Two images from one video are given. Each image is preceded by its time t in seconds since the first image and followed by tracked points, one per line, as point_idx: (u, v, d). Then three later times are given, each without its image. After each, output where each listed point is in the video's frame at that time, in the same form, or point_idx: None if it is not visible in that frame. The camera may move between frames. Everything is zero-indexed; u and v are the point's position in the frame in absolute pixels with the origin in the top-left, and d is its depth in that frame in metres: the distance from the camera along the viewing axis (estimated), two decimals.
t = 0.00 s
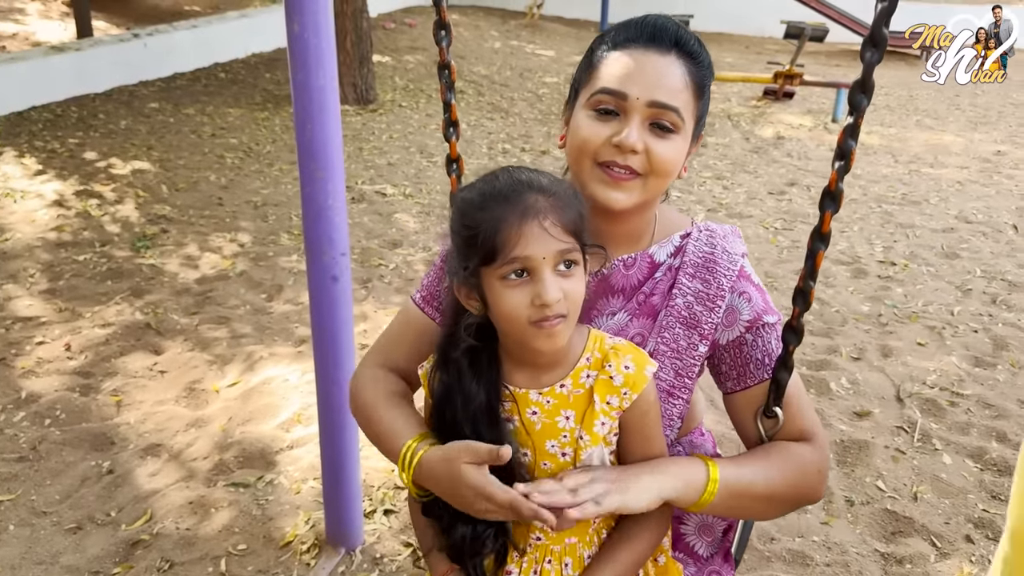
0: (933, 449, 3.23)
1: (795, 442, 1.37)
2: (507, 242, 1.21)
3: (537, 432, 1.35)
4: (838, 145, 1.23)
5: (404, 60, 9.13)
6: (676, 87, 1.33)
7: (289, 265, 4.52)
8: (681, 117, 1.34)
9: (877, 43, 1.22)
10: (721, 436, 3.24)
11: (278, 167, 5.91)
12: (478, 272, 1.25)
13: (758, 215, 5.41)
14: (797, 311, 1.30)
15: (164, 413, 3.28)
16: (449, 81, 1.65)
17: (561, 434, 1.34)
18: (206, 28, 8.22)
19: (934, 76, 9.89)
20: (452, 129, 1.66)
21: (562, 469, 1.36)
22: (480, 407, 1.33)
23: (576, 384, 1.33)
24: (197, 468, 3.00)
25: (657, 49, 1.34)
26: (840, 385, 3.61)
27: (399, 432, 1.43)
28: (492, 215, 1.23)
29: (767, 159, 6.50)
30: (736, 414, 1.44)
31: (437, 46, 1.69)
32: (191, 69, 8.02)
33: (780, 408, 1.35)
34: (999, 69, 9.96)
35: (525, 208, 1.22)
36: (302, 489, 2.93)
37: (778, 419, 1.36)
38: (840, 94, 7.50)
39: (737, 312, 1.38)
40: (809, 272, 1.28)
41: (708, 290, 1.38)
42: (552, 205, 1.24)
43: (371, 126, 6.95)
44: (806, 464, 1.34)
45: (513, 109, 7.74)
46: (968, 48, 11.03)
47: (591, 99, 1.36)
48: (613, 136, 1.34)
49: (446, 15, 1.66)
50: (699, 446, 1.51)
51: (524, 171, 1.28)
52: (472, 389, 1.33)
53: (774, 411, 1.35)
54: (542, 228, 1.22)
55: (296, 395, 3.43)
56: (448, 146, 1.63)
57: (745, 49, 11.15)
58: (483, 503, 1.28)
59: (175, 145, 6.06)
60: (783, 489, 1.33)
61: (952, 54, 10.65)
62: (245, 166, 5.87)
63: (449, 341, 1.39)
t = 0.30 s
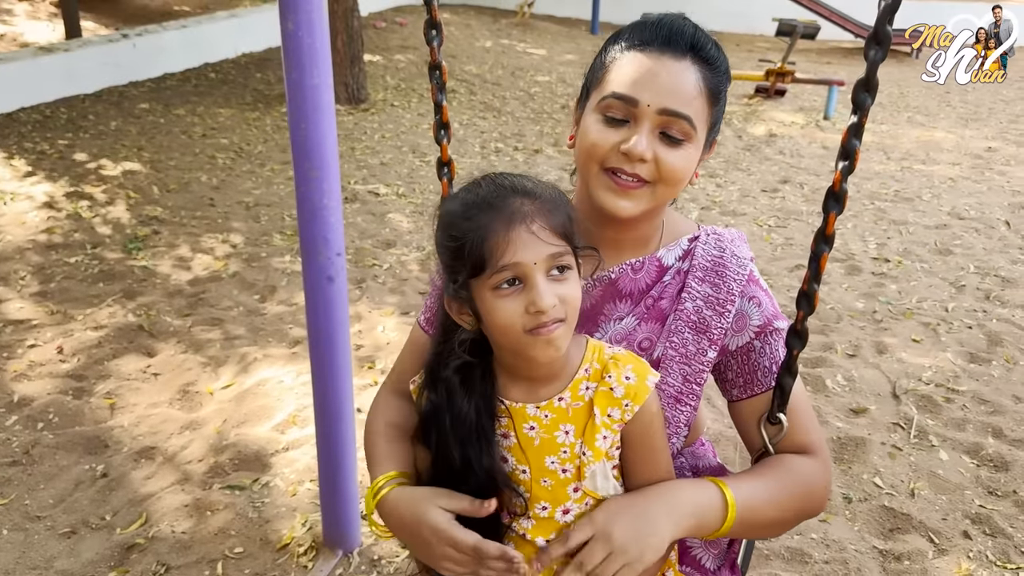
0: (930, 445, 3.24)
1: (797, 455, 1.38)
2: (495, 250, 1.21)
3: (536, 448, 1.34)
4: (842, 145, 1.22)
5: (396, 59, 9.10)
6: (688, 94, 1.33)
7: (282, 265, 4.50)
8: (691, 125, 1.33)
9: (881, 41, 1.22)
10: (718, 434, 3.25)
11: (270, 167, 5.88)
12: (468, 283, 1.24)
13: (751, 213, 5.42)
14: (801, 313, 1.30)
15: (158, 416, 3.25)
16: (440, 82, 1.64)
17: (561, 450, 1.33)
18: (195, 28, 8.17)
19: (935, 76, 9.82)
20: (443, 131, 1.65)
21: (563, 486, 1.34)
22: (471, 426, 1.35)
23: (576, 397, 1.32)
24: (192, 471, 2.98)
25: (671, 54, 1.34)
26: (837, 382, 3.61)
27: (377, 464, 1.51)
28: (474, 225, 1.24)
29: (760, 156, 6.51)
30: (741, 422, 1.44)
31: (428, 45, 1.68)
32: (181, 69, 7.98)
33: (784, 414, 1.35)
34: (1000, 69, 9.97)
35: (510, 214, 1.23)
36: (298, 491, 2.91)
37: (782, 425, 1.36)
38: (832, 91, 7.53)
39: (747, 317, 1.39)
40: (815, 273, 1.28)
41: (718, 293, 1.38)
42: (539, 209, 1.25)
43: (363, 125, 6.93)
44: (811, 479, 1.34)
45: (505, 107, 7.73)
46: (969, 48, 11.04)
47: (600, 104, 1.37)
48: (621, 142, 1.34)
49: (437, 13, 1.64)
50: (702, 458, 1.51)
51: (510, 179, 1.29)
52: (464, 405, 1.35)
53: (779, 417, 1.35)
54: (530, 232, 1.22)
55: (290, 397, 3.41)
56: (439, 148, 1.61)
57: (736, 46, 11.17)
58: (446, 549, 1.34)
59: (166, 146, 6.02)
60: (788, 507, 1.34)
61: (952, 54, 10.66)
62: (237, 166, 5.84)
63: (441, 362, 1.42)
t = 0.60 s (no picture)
0: (923, 437, 3.27)
1: (795, 453, 1.39)
2: (485, 252, 1.21)
3: (532, 461, 1.32)
4: (839, 138, 1.23)
5: (385, 56, 9.09)
6: (697, 117, 1.31)
7: (274, 264, 4.49)
8: (694, 148, 1.32)
9: (877, 32, 1.23)
10: (713, 428, 3.27)
11: (260, 165, 5.86)
12: (458, 287, 1.24)
13: (742, 207, 5.44)
14: (799, 308, 1.31)
15: (151, 416, 3.24)
16: (433, 77, 1.64)
17: (558, 462, 1.32)
18: (183, 27, 8.12)
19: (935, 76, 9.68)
20: (437, 127, 1.65)
21: (559, 497, 1.33)
22: (461, 439, 1.32)
23: (572, 408, 1.30)
24: (187, 471, 2.97)
25: (688, 70, 1.31)
26: (830, 375, 3.64)
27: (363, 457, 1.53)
28: (465, 226, 1.23)
29: (750, 151, 6.54)
30: (738, 420, 1.47)
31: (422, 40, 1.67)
32: (168, 68, 7.93)
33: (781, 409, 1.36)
34: (999, 70, 9.77)
35: (501, 214, 1.23)
36: (293, 490, 2.91)
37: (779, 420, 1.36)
38: (820, 86, 7.57)
39: (747, 316, 1.40)
40: (812, 268, 1.29)
41: (718, 292, 1.40)
42: (530, 211, 1.25)
43: (353, 123, 6.92)
44: (809, 478, 1.36)
45: (495, 104, 7.73)
46: (974, 51, 10.95)
47: (606, 113, 1.36)
48: (622, 156, 1.34)
49: (430, 9, 1.64)
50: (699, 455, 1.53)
51: (504, 180, 1.29)
52: (452, 416, 1.33)
53: (777, 413, 1.36)
54: (520, 233, 1.22)
55: (284, 396, 3.40)
56: (433, 145, 1.61)
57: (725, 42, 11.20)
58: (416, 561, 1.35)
59: (155, 145, 5.99)
60: (789, 507, 1.35)
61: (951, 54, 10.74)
62: (226, 164, 5.82)
63: (427, 372, 1.39)
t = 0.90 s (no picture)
0: (914, 429, 3.29)
1: (784, 440, 1.41)
2: (485, 251, 1.21)
3: (525, 451, 1.33)
4: (828, 128, 1.24)
5: (375, 53, 9.07)
6: (704, 128, 1.31)
7: (265, 261, 4.48)
8: (697, 159, 1.33)
9: (866, 23, 1.24)
10: (705, 421, 3.28)
11: (251, 162, 5.85)
12: (459, 286, 1.24)
13: (733, 202, 5.45)
14: (788, 297, 1.32)
15: (144, 414, 3.23)
16: (426, 71, 1.65)
17: (550, 452, 1.32)
18: (172, 24, 8.09)
19: (934, 76, 9.43)
20: (431, 120, 1.65)
21: (550, 487, 1.34)
22: (459, 432, 1.33)
23: (566, 400, 1.30)
24: (180, 468, 2.96)
25: (699, 81, 1.31)
26: (821, 368, 3.66)
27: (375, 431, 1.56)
28: (465, 225, 1.22)
29: (741, 146, 6.55)
30: (727, 407, 1.49)
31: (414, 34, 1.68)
32: (158, 66, 7.90)
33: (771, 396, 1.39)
34: (1000, 70, 9.51)
35: (501, 213, 1.22)
36: (287, 487, 2.91)
37: (768, 408, 1.39)
38: (810, 80, 7.60)
39: (737, 307, 1.41)
40: (800, 258, 1.30)
41: (709, 284, 1.40)
42: (531, 210, 1.24)
43: (344, 120, 6.90)
44: (798, 465, 1.38)
45: (486, 100, 7.72)
46: (972, 48, 10.86)
47: (612, 115, 1.36)
48: (625, 161, 1.35)
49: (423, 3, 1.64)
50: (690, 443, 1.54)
51: (504, 175, 1.28)
52: (449, 409, 1.33)
53: (766, 400, 1.39)
54: (521, 233, 1.21)
55: (277, 393, 3.40)
56: (427, 138, 1.61)
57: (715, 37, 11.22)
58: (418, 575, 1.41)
59: (144, 143, 5.97)
60: (778, 494, 1.37)
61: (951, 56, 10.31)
62: (217, 162, 5.81)
63: (425, 364, 1.39)
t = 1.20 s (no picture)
0: (902, 416, 3.32)
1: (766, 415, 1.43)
2: (493, 228, 1.21)
3: (524, 422, 1.33)
4: (808, 110, 1.25)
5: (362, 46, 9.03)
6: (700, 120, 1.33)
7: (254, 254, 4.47)
8: (693, 148, 1.34)
9: (845, 7, 1.25)
10: (694, 410, 3.30)
11: (238, 155, 5.83)
12: (465, 265, 1.24)
13: (721, 193, 5.47)
14: (769, 275, 1.33)
15: (133, 407, 3.22)
16: (418, 54, 1.64)
17: (548, 423, 1.33)
18: (158, 17, 8.03)
19: (935, 76, 9.02)
20: (422, 103, 1.65)
21: (547, 457, 1.34)
22: (463, 407, 1.33)
23: (564, 372, 1.30)
24: (170, 462, 2.96)
25: (695, 73, 1.32)
26: (810, 356, 3.68)
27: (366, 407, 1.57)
28: (472, 205, 1.22)
29: (730, 137, 6.56)
30: (712, 379, 1.51)
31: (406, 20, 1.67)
32: (143, 59, 7.84)
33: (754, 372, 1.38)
34: (1000, 70, 9.17)
35: (506, 192, 1.22)
36: (278, 479, 2.91)
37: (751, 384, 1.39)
38: (797, 71, 7.62)
39: (721, 281, 1.45)
40: (782, 237, 1.31)
41: (694, 258, 1.44)
42: (535, 188, 1.25)
43: (332, 112, 6.88)
44: (780, 437, 1.41)
45: (475, 92, 7.71)
46: (969, 45, 10.75)
47: (610, 104, 1.36)
48: (623, 150, 1.35)
49: None
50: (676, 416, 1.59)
51: (508, 156, 1.28)
52: (454, 384, 1.33)
53: (749, 376, 1.38)
54: (526, 211, 1.22)
55: (267, 385, 3.40)
56: (418, 120, 1.61)
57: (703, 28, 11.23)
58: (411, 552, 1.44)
59: (131, 136, 5.94)
60: (766, 471, 1.39)
61: (951, 56, 9.87)
62: (204, 155, 5.78)
63: (427, 338, 1.38)
